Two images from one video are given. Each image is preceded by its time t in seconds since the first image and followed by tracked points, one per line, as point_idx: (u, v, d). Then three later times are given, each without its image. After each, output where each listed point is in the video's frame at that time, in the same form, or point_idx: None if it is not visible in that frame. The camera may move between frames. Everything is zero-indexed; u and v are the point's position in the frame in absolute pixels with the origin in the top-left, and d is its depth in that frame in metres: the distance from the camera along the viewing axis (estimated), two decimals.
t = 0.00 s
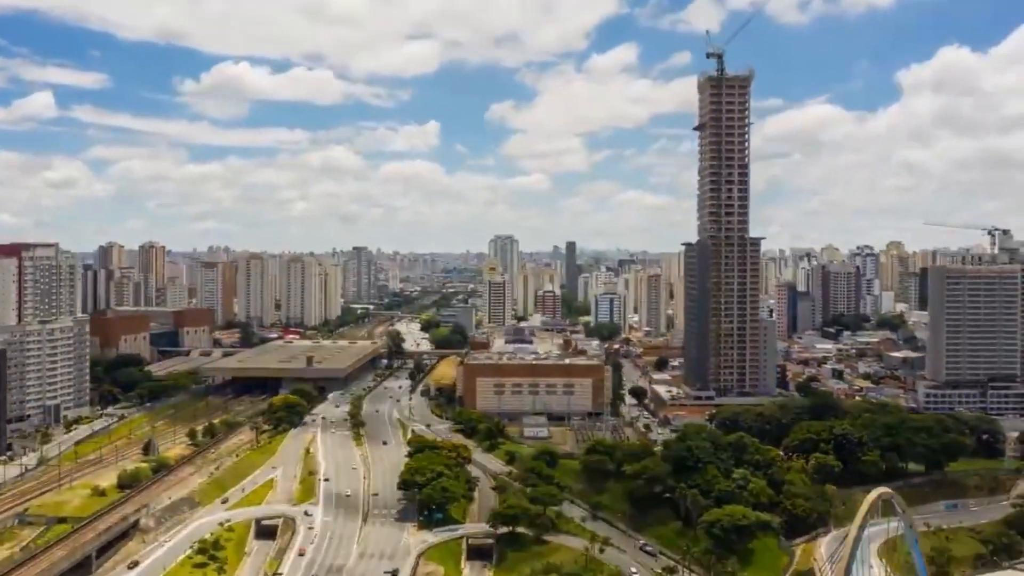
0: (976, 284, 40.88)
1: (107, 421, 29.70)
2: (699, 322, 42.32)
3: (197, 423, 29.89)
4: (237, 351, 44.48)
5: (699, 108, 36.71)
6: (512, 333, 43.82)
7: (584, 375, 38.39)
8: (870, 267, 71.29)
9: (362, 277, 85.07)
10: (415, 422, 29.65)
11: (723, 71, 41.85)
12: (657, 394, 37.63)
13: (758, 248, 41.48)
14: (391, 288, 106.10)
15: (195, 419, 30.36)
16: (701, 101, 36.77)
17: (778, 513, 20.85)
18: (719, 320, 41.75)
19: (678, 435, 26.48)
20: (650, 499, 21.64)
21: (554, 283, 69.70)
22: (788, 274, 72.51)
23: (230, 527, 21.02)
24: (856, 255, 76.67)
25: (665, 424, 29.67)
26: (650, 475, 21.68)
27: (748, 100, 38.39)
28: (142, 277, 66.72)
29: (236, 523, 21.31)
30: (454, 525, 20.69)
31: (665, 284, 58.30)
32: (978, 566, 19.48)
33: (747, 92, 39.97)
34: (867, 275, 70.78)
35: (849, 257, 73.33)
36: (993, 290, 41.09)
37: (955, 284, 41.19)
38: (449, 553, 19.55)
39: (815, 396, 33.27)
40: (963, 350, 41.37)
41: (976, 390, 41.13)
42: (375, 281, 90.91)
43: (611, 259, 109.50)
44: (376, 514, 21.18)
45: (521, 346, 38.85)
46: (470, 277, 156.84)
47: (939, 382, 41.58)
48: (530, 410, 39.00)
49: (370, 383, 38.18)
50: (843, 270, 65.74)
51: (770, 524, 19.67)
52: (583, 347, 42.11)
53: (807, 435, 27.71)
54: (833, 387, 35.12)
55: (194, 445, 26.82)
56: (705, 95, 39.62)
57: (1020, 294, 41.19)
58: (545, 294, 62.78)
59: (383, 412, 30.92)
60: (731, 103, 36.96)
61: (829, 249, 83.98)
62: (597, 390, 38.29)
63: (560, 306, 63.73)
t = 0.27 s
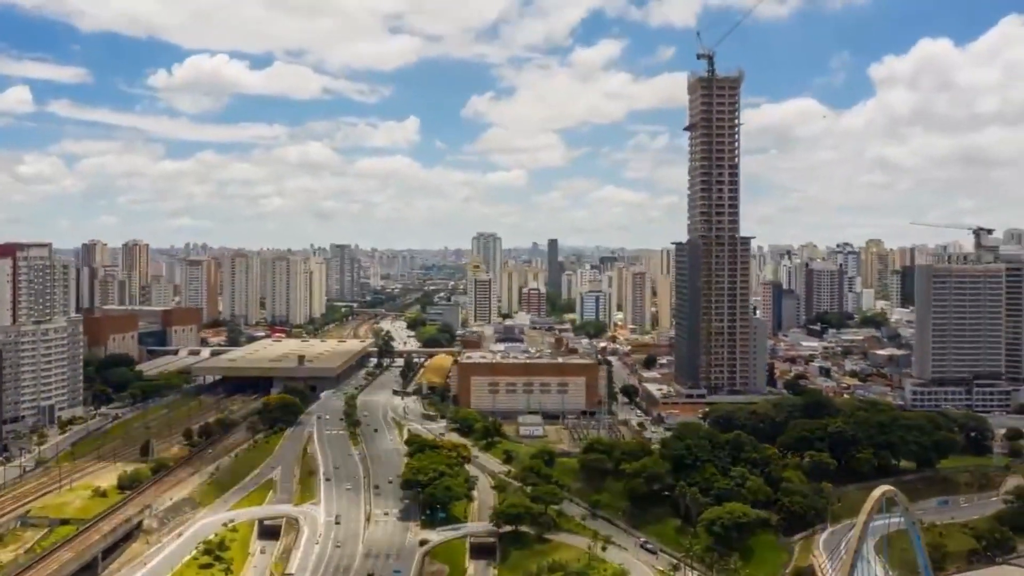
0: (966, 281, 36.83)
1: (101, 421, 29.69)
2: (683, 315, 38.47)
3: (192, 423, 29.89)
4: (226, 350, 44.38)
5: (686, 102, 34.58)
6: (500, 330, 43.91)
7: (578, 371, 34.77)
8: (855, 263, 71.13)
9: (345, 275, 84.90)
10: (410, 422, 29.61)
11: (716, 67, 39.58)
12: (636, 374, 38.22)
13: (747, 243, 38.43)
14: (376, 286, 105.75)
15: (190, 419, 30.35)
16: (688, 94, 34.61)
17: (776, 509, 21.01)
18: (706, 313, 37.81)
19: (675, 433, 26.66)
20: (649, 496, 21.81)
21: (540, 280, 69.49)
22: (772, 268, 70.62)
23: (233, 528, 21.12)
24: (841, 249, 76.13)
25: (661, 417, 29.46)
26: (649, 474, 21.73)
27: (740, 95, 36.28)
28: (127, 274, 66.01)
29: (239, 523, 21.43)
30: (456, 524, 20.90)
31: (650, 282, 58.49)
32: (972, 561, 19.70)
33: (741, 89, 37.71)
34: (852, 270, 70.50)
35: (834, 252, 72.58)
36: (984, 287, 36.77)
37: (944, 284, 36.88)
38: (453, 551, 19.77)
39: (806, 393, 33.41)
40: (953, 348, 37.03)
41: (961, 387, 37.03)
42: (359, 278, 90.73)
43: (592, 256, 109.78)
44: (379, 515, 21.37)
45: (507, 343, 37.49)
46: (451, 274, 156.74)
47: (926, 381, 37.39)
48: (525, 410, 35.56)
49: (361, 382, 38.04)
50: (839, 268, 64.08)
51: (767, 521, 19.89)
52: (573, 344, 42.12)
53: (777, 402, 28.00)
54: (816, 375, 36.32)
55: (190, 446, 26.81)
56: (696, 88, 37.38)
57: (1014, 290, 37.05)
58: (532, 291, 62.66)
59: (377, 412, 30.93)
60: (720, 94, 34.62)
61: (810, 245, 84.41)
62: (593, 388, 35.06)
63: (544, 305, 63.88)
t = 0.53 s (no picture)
0: (954, 275, 34.23)
1: (97, 421, 29.73)
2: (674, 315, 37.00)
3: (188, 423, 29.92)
4: (216, 348, 44.38)
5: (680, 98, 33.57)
6: (490, 328, 44.07)
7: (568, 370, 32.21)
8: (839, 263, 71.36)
9: (330, 271, 84.82)
10: (405, 421, 29.70)
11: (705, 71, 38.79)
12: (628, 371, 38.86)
13: (738, 243, 37.21)
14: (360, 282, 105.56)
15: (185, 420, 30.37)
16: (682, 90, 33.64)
17: (773, 507, 21.33)
18: (699, 311, 36.33)
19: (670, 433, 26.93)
20: (648, 494, 22.05)
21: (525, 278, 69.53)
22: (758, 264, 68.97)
23: (237, 528, 21.24)
24: (823, 248, 76.21)
25: (655, 416, 29.42)
26: (648, 473, 22.02)
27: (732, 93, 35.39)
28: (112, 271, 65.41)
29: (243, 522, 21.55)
30: (459, 523, 21.08)
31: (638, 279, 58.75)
32: (965, 557, 20.01)
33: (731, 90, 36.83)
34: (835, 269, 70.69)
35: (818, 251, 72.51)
36: (973, 283, 34.26)
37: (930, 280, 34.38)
38: (457, 550, 19.97)
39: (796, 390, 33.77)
40: (941, 345, 34.41)
41: (950, 386, 34.27)
42: (343, 275, 90.63)
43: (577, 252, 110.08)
44: (381, 514, 21.52)
45: (499, 341, 37.19)
46: (434, 270, 156.74)
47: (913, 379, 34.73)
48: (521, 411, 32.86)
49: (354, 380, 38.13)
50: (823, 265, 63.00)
51: (766, 519, 20.19)
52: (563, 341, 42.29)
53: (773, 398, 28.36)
54: (805, 373, 37.07)
55: (188, 446, 26.85)
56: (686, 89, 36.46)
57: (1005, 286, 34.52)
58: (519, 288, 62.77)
59: (373, 411, 31.09)
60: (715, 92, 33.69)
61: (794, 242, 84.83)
62: (591, 388, 32.57)
63: (531, 302, 64.08)
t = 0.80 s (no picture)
0: (944, 273, 33.84)
1: (92, 421, 29.80)
2: (664, 314, 36.97)
3: (183, 423, 30.02)
4: (205, 346, 44.42)
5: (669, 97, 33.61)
6: (479, 325, 44.30)
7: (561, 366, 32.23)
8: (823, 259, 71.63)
9: (314, 268, 84.79)
10: (400, 420, 29.86)
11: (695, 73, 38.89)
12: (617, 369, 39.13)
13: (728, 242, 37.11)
14: (344, 278, 105.38)
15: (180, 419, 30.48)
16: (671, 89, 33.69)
17: (770, 504, 21.71)
18: (689, 309, 36.29)
19: (664, 432, 27.28)
20: (646, 492, 22.36)
21: (510, 276, 69.60)
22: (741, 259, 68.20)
23: (241, 527, 21.43)
24: (807, 243, 76.20)
25: (649, 413, 29.60)
26: (646, 471, 22.34)
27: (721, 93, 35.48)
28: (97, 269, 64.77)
29: (246, 521, 21.74)
30: (462, 522, 21.32)
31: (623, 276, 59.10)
32: (958, 553, 20.44)
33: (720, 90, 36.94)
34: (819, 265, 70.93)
35: (802, 248, 72.43)
36: (960, 281, 33.97)
37: (920, 278, 33.86)
38: (460, 549, 20.22)
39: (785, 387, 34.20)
40: (927, 341, 34.14)
41: (936, 383, 34.13)
42: (326, 272, 90.57)
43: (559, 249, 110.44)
44: (383, 514, 21.74)
45: (489, 339, 37.27)
46: (415, 266, 156.51)
47: (899, 375, 34.42)
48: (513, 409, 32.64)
49: (345, 379, 38.26)
50: (808, 262, 63.10)
51: (764, 516, 20.55)
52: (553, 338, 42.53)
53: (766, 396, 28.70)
54: (793, 371, 37.42)
55: (186, 446, 26.99)
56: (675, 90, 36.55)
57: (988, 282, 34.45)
58: (505, 285, 62.91)
59: (367, 410, 31.26)
60: (704, 92, 33.74)
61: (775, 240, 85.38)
62: (584, 386, 32.31)
63: (517, 300, 64.36)
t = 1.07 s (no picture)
0: (932, 273, 34.18)
1: (88, 420, 29.87)
2: (657, 312, 36.99)
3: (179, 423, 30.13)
4: (196, 345, 44.45)
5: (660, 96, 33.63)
6: (470, 323, 44.51)
7: (555, 364, 32.37)
8: (808, 256, 72.03)
9: (300, 264, 84.72)
10: (396, 419, 30.03)
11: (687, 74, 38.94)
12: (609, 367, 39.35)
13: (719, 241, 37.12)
14: (329, 274, 105.25)
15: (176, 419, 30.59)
16: (662, 89, 33.70)
17: (767, 502, 22.04)
18: (682, 308, 36.32)
19: (660, 430, 27.58)
20: (645, 491, 22.66)
21: (497, 273, 69.76)
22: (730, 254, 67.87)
23: (244, 527, 21.63)
24: (793, 239, 76.59)
25: (643, 411, 29.89)
26: (645, 470, 22.64)
27: (712, 92, 35.52)
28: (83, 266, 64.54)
29: (249, 521, 21.94)
30: (464, 521, 21.57)
31: (611, 273, 59.36)
32: (952, 549, 20.83)
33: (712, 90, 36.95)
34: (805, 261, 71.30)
35: (788, 244, 72.76)
36: (948, 280, 34.34)
37: (909, 277, 34.22)
38: (463, 549, 20.49)
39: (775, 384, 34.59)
40: (915, 340, 34.52)
41: (924, 381, 34.52)
42: (312, 268, 90.48)
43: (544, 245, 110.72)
44: (386, 512, 21.98)
45: (481, 337, 37.46)
46: (399, 262, 156.40)
47: (888, 373, 34.81)
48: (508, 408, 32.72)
49: (339, 376, 38.38)
50: (795, 259, 63.46)
51: (762, 514, 20.89)
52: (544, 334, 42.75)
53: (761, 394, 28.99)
54: (782, 368, 37.83)
55: (184, 446, 27.13)
56: (666, 89, 36.55)
57: (975, 281, 34.81)
58: (493, 282, 63.02)
59: (363, 409, 31.42)
60: (695, 92, 33.75)
61: (760, 236, 85.85)
62: (579, 384, 32.45)
63: (505, 297, 64.53)
